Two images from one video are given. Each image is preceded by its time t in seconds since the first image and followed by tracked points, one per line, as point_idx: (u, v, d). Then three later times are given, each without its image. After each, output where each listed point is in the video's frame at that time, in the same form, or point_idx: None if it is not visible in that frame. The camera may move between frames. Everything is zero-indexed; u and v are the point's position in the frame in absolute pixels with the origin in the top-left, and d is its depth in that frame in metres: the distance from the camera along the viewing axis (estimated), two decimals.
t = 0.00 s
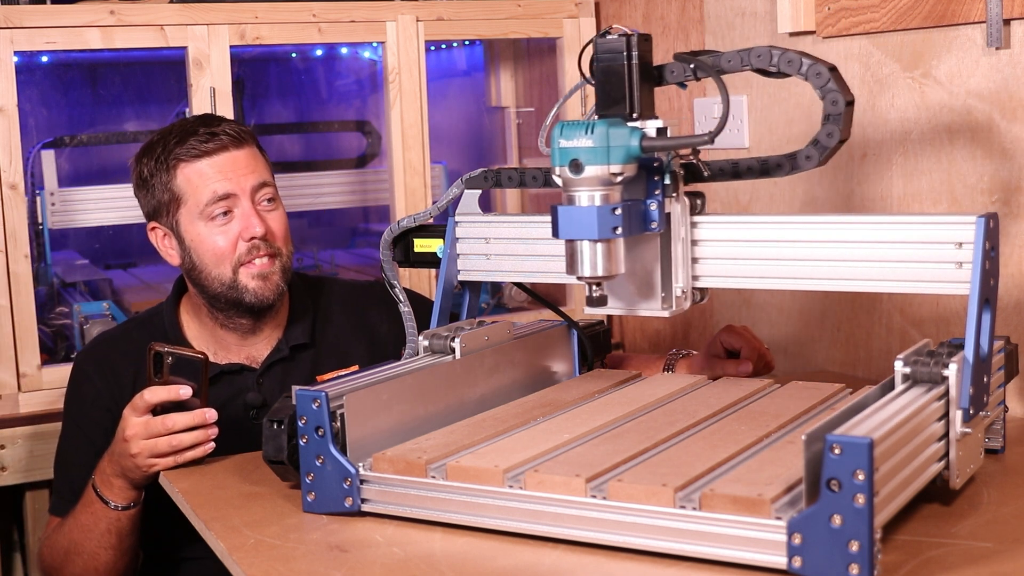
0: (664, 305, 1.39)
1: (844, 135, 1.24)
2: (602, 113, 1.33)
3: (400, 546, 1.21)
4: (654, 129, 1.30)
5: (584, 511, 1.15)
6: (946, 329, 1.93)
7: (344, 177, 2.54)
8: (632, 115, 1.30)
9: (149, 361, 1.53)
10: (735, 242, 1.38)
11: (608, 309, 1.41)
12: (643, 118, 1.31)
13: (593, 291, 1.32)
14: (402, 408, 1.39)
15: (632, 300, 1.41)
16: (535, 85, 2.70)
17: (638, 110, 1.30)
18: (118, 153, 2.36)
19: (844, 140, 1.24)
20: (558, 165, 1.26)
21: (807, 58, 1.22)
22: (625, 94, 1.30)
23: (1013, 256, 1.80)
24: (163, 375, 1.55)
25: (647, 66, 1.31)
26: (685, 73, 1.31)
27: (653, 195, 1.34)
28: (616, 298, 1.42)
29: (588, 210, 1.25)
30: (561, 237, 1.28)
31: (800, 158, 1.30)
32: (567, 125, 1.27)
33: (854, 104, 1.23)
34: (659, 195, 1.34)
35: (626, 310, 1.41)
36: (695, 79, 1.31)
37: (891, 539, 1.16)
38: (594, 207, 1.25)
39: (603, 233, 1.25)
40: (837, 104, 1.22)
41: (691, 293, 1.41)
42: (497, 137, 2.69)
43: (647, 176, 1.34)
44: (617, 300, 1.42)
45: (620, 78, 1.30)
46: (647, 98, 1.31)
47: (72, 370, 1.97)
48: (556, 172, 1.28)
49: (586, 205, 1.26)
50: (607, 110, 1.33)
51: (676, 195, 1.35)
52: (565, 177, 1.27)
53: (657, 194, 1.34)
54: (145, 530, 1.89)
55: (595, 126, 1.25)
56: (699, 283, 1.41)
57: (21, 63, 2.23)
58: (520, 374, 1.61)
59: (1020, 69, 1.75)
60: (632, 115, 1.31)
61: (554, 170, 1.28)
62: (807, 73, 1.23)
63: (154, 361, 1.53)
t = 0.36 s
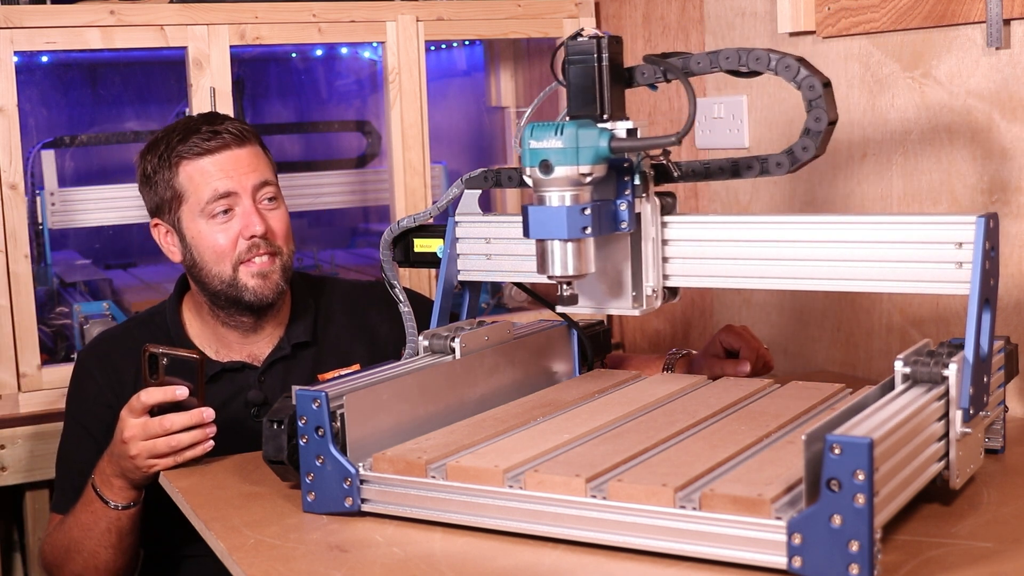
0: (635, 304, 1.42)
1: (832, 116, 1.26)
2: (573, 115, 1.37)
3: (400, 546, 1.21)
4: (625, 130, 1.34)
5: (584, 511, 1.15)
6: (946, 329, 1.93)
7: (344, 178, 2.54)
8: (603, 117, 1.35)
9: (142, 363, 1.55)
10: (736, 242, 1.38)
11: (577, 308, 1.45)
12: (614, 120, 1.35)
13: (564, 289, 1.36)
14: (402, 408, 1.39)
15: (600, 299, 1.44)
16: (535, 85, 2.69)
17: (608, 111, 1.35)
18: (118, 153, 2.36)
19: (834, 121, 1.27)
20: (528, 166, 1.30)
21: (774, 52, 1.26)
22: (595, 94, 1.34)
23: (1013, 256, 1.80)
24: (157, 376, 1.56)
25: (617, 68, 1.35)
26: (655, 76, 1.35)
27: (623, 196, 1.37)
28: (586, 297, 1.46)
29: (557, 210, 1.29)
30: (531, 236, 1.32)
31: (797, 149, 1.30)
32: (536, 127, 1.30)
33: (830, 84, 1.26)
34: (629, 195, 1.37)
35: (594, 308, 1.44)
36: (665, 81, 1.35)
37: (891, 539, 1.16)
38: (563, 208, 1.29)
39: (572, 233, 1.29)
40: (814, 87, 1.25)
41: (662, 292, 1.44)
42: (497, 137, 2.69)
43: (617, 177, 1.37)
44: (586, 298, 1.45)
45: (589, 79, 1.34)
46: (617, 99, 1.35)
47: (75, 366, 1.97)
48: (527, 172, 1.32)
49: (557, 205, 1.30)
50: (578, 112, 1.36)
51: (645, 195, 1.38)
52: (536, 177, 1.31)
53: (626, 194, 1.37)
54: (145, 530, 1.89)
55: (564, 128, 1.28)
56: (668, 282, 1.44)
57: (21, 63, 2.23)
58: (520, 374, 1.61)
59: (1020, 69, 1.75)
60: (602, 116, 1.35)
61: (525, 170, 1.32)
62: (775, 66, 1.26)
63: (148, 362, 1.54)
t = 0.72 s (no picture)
0: (606, 302, 1.46)
1: (813, 100, 1.29)
2: (545, 116, 1.41)
3: (400, 546, 1.21)
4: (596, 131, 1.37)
5: (584, 511, 1.15)
6: (946, 329, 1.93)
7: (344, 177, 2.54)
8: (573, 117, 1.39)
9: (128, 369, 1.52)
10: (737, 242, 1.38)
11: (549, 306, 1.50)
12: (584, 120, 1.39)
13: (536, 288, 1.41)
14: (402, 409, 1.39)
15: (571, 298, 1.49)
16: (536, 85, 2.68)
17: (579, 113, 1.39)
18: (118, 152, 2.36)
19: (816, 105, 1.29)
20: (500, 166, 1.35)
21: (743, 51, 1.30)
22: (566, 95, 1.38)
23: (1013, 256, 1.80)
24: (145, 380, 1.53)
25: (588, 69, 1.40)
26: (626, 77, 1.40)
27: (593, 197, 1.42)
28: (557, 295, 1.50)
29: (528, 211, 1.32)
30: (504, 236, 1.35)
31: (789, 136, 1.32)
32: (508, 129, 1.34)
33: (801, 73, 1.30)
34: (599, 196, 1.42)
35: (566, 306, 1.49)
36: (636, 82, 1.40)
37: (891, 539, 1.16)
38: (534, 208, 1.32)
39: (543, 233, 1.33)
40: (786, 78, 1.29)
41: (633, 291, 1.46)
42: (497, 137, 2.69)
43: (587, 177, 1.42)
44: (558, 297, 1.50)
45: (559, 80, 1.39)
46: (588, 100, 1.39)
47: (76, 366, 1.97)
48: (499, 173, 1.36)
49: (527, 205, 1.33)
50: (550, 112, 1.40)
51: (615, 195, 1.42)
52: (507, 178, 1.35)
53: (597, 195, 1.42)
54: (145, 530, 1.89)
55: (534, 129, 1.33)
56: (639, 281, 1.46)
57: (21, 63, 2.23)
58: (520, 374, 1.61)
59: (1020, 69, 1.75)
60: (573, 116, 1.39)
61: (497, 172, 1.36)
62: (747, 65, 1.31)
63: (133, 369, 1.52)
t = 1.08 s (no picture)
0: (578, 301, 1.48)
1: (788, 79, 1.29)
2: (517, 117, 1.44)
3: (400, 546, 1.21)
4: (567, 132, 1.39)
5: (584, 511, 1.15)
6: (946, 329, 1.93)
7: (344, 177, 2.54)
8: (545, 118, 1.41)
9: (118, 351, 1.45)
10: (738, 242, 1.38)
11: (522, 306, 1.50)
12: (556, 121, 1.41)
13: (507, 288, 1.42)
14: (402, 409, 1.39)
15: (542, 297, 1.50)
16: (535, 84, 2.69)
17: (551, 113, 1.41)
18: (118, 152, 2.37)
19: (793, 83, 1.29)
20: (471, 167, 1.36)
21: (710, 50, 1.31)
22: (539, 96, 1.41)
23: (1012, 256, 1.80)
24: (138, 360, 1.47)
25: (560, 71, 1.42)
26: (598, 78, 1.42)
27: (564, 197, 1.43)
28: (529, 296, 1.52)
29: (498, 210, 1.34)
30: (476, 235, 1.37)
31: (778, 119, 1.32)
32: (479, 128, 1.36)
33: (769, 60, 1.30)
34: (570, 196, 1.43)
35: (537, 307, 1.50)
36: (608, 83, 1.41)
37: (891, 539, 1.16)
38: (504, 208, 1.34)
39: (514, 232, 1.35)
40: (755, 68, 1.30)
41: (605, 290, 1.48)
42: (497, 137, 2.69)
43: (559, 177, 1.43)
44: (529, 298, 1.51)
45: (531, 83, 1.41)
46: (560, 102, 1.41)
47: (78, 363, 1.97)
48: (470, 173, 1.38)
49: (497, 205, 1.35)
50: (523, 114, 1.43)
51: (587, 195, 1.45)
52: (479, 178, 1.36)
53: (568, 195, 1.43)
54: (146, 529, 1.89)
55: (505, 129, 1.34)
56: (610, 280, 1.48)
57: (21, 63, 2.23)
58: (520, 374, 1.61)
59: (1020, 69, 1.75)
60: (545, 117, 1.41)
61: (468, 171, 1.38)
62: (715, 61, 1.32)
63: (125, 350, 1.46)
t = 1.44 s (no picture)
0: (556, 300, 1.51)
1: (763, 65, 1.30)
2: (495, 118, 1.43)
3: (400, 546, 1.21)
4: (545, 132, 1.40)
5: (584, 511, 1.15)
6: (946, 329, 1.93)
7: (344, 177, 2.54)
8: (523, 119, 1.41)
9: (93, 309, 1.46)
10: (739, 242, 1.38)
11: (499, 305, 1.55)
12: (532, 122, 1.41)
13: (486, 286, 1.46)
14: (402, 409, 1.39)
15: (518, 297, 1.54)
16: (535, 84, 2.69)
17: (528, 114, 1.41)
18: (118, 152, 2.37)
19: (769, 69, 1.30)
20: (448, 168, 1.37)
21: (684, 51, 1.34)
22: (516, 98, 1.41)
23: (1012, 256, 1.80)
24: (113, 321, 1.48)
25: (537, 72, 1.42)
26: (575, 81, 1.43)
27: (541, 197, 1.47)
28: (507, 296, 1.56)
29: (475, 211, 1.36)
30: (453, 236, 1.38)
31: (764, 105, 1.31)
32: (456, 129, 1.37)
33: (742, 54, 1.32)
34: (547, 197, 1.46)
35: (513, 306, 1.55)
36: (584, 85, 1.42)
37: (891, 539, 1.16)
38: (480, 209, 1.36)
39: (491, 232, 1.36)
40: (730, 64, 1.31)
41: (582, 289, 1.51)
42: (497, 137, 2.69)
43: (536, 177, 1.47)
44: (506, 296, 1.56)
45: (509, 84, 1.41)
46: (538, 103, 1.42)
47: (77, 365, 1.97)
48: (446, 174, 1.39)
49: (474, 206, 1.36)
50: (500, 115, 1.43)
51: (565, 195, 1.47)
52: (455, 179, 1.37)
53: (545, 196, 1.46)
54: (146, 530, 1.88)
55: (481, 130, 1.35)
56: (587, 280, 1.51)
57: (21, 63, 2.23)
58: (520, 374, 1.61)
59: (1020, 69, 1.75)
60: (522, 119, 1.41)
61: (445, 172, 1.39)
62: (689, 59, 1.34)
63: (101, 306, 1.46)
